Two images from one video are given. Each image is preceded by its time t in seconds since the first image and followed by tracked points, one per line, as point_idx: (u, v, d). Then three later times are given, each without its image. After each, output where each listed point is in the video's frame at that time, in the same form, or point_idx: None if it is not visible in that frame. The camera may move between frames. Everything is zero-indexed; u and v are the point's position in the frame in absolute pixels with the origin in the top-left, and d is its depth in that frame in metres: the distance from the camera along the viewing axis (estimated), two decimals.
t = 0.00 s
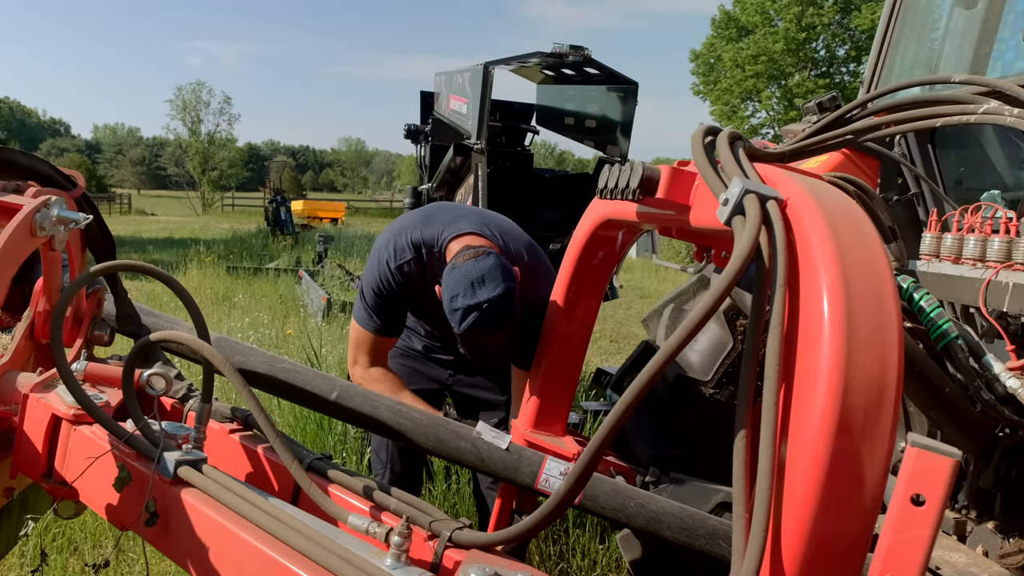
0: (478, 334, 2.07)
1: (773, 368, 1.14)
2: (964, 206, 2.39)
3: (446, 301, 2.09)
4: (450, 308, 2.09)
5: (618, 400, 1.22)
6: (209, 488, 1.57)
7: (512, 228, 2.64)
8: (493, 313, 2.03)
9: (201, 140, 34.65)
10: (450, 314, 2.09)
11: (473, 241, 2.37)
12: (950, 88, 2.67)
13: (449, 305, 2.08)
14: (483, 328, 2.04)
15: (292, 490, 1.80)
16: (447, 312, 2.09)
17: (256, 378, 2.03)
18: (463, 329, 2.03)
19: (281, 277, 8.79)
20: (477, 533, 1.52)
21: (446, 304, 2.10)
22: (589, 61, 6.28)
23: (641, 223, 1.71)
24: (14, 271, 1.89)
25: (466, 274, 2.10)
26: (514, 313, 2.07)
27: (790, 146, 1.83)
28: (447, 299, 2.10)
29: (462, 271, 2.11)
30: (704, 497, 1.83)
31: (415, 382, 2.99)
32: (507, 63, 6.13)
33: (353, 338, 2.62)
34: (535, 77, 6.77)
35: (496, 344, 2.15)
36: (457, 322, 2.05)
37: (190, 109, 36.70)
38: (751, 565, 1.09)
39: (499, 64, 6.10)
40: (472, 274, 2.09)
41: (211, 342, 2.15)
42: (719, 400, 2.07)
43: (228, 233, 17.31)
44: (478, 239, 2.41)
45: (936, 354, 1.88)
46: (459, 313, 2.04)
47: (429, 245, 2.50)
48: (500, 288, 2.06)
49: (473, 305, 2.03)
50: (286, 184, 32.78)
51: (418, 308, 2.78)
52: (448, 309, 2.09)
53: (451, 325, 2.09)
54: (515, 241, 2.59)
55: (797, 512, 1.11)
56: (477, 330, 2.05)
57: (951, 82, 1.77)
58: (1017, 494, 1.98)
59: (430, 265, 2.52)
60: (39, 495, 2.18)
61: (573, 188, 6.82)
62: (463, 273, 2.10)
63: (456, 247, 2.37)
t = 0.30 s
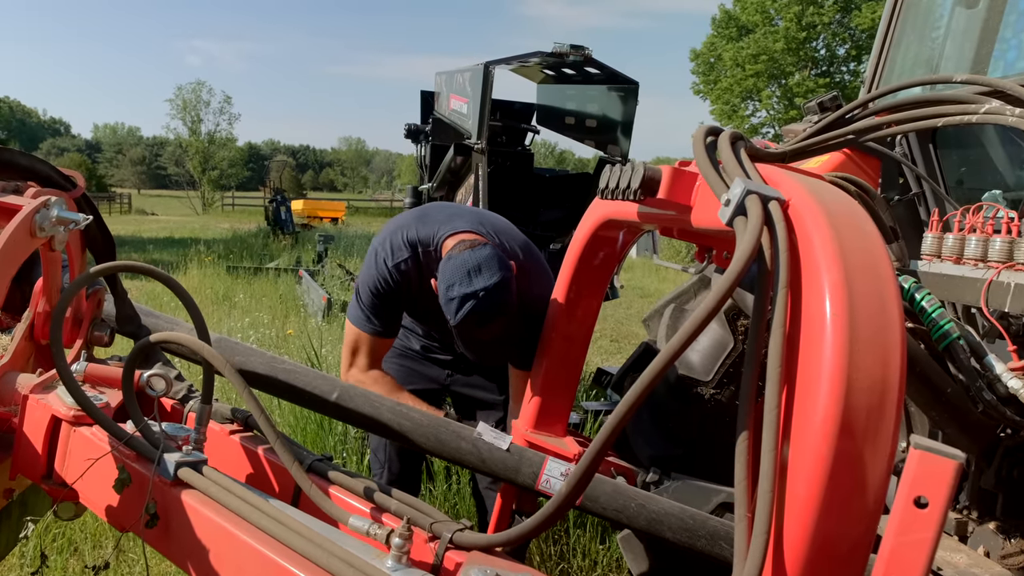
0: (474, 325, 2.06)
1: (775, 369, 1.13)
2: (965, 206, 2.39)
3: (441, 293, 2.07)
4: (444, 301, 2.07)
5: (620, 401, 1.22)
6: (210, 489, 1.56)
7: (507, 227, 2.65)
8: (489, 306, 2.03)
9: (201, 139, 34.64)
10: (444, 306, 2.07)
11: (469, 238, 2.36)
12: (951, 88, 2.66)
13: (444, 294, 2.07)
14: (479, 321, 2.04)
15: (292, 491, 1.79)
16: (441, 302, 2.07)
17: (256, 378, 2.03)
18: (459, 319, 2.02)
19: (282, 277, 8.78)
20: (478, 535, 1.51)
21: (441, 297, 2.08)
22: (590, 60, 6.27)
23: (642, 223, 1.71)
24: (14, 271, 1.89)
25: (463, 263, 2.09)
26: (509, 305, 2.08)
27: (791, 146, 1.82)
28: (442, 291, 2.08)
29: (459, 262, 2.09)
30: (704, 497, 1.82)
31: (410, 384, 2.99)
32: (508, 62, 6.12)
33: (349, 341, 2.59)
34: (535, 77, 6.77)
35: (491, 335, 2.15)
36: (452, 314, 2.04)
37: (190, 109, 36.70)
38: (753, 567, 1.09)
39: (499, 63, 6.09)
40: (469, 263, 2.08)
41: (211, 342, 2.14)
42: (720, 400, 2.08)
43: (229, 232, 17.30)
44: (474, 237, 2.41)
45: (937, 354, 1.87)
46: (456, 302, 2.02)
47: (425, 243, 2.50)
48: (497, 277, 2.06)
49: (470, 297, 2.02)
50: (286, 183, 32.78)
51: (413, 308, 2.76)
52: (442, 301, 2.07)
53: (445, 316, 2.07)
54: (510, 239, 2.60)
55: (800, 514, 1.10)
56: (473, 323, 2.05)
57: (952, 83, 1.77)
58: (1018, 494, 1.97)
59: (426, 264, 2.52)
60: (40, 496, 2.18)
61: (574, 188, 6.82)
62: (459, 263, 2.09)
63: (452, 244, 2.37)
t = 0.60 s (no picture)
0: (477, 325, 2.05)
1: (776, 370, 1.13)
2: (967, 206, 2.38)
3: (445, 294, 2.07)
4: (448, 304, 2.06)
5: (620, 402, 1.22)
6: (210, 490, 1.56)
7: (507, 227, 2.63)
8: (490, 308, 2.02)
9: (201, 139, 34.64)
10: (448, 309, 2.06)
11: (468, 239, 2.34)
12: (952, 88, 2.66)
13: (447, 295, 2.07)
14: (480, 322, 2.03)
15: (293, 491, 1.79)
16: (445, 303, 2.07)
17: (257, 379, 2.03)
18: (463, 319, 2.01)
19: (282, 276, 8.78)
20: (478, 535, 1.51)
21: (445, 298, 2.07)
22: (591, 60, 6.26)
23: (643, 224, 1.70)
24: (15, 271, 1.89)
25: (464, 263, 2.09)
26: (512, 303, 2.07)
27: (792, 146, 1.83)
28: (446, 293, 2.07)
29: (463, 263, 2.09)
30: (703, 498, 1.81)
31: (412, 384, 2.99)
32: (509, 62, 6.12)
33: (352, 347, 2.57)
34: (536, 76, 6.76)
35: (494, 335, 2.14)
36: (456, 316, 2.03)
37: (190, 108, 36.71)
38: (755, 568, 1.09)
39: (499, 63, 6.09)
40: (470, 263, 2.08)
41: (211, 343, 2.14)
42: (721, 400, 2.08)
43: (229, 232, 17.31)
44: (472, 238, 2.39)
45: (939, 355, 1.87)
46: (459, 303, 2.02)
47: (422, 245, 2.48)
48: (498, 275, 2.06)
49: (475, 298, 2.01)
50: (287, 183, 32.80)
51: (413, 311, 2.77)
52: (446, 304, 2.06)
53: (449, 317, 2.06)
54: (509, 238, 2.58)
55: (801, 515, 1.10)
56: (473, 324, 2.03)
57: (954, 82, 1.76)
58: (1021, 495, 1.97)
59: (424, 266, 2.51)
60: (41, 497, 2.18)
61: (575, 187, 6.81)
62: (460, 263, 2.09)
63: (450, 246, 2.35)
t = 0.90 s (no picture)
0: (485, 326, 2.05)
1: (776, 372, 1.13)
2: (968, 207, 2.38)
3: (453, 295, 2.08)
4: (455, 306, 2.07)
5: (621, 402, 1.22)
6: (210, 490, 1.56)
7: (514, 230, 2.64)
8: (497, 309, 2.03)
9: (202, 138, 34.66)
10: (455, 309, 2.07)
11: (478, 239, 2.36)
12: (954, 88, 2.65)
13: (456, 295, 2.07)
14: (487, 323, 2.03)
15: (293, 491, 1.79)
16: (452, 302, 2.08)
17: (257, 379, 2.03)
18: (470, 320, 2.02)
19: (283, 276, 8.78)
20: (478, 536, 1.51)
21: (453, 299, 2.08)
22: (592, 60, 6.26)
23: (645, 224, 1.70)
24: (15, 271, 1.89)
25: (475, 264, 2.09)
26: (521, 305, 2.07)
27: (793, 146, 1.83)
28: (454, 294, 2.08)
29: (472, 263, 2.10)
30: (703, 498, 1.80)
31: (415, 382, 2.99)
32: (509, 62, 6.11)
33: (357, 338, 2.60)
34: (537, 76, 6.76)
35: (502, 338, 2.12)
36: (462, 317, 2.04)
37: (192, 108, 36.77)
38: (755, 570, 1.08)
39: (499, 63, 6.09)
40: (481, 264, 2.09)
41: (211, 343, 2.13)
42: (721, 400, 2.05)
43: (230, 232, 17.34)
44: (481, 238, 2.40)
45: (940, 356, 1.86)
46: (468, 303, 2.03)
47: (432, 244, 2.48)
48: (509, 277, 2.06)
49: (482, 300, 2.03)
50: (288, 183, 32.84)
51: (418, 309, 2.76)
52: (453, 305, 2.07)
53: (455, 317, 2.07)
54: (516, 240, 2.60)
55: (802, 517, 1.10)
56: (480, 324, 2.03)
57: (955, 83, 1.76)
58: None
59: (433, 265, 2.51)
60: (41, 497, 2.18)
61: (575, 187, 6.81)
62: (471, 264, 2.10)
63: (460, 246, 2.36)
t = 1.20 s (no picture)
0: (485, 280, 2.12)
1: (776, 372, 1.13)
2: (969, 208, 2.38)
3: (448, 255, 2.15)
4: (452, 266, 2.14)
5: (620, 402, 1.22)
6: (208, 489, 1.56)
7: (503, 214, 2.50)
8: (496, 268, 2.10)
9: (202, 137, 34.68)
10: (453, 270, 2.14)
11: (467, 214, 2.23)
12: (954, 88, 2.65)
13: (454, 252, 2.14)
14: (486, 283, 2.11)
15: (292, 491, 1.78)
16: (451, 260, 2.14)
17: (256, 378, 2.02)
18: (471, 273, 2.08)
19: (283, 275, 8.78)
20: (477, 536, 1.51)
21: (450, 259, 2.15)
22: (592, 60, 6.25)
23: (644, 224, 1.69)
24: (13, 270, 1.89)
25: (470, 221, 2.18)
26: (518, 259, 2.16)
27: (793, 146, 1.83)
28: (451, 253, 2.15)
29: (468, 223, 2.18)
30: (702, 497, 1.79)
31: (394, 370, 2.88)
32: (510, 62, 6.10)
33: (352, 335, 2.52)
34: (538, 76, 6.75)
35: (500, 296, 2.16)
36: (462, 278, 2.11)
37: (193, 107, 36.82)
38: (754, 571, 1.08)
39: (500, 63, 6.08)
40: (477, 221, 2.17)
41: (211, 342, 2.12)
42: (721, 401, 2.03)
43: (230, 232, 17.36)
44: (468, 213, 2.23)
45: (940, 356, 1.86)
46: (468, 258, 2.10)
47: (416, 227, 2.34)
48: (506, 230, 2.16)
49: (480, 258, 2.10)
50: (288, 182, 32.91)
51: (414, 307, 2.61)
52: (450, 265, 2.14)
53: (455, 275, 2.13)
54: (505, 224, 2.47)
55: (801, 518, 1.10)
56: (480, 282, 2.10)
57: (956, 83, 1.75)
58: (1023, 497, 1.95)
59: (418, 250, 2.35)
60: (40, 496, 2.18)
61: (576, 187, 6.80)
62: (466, 222, 2.18)
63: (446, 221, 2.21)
